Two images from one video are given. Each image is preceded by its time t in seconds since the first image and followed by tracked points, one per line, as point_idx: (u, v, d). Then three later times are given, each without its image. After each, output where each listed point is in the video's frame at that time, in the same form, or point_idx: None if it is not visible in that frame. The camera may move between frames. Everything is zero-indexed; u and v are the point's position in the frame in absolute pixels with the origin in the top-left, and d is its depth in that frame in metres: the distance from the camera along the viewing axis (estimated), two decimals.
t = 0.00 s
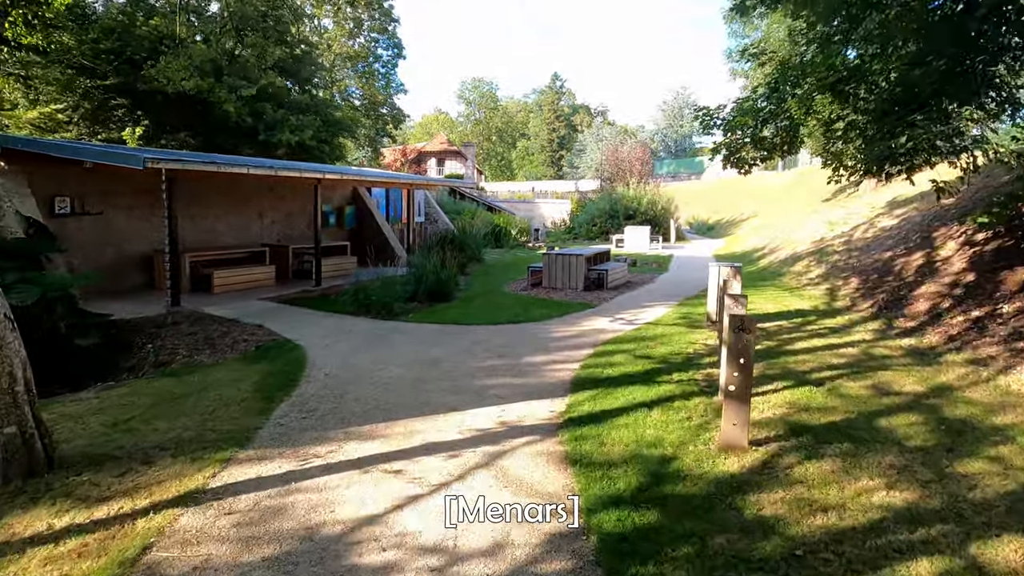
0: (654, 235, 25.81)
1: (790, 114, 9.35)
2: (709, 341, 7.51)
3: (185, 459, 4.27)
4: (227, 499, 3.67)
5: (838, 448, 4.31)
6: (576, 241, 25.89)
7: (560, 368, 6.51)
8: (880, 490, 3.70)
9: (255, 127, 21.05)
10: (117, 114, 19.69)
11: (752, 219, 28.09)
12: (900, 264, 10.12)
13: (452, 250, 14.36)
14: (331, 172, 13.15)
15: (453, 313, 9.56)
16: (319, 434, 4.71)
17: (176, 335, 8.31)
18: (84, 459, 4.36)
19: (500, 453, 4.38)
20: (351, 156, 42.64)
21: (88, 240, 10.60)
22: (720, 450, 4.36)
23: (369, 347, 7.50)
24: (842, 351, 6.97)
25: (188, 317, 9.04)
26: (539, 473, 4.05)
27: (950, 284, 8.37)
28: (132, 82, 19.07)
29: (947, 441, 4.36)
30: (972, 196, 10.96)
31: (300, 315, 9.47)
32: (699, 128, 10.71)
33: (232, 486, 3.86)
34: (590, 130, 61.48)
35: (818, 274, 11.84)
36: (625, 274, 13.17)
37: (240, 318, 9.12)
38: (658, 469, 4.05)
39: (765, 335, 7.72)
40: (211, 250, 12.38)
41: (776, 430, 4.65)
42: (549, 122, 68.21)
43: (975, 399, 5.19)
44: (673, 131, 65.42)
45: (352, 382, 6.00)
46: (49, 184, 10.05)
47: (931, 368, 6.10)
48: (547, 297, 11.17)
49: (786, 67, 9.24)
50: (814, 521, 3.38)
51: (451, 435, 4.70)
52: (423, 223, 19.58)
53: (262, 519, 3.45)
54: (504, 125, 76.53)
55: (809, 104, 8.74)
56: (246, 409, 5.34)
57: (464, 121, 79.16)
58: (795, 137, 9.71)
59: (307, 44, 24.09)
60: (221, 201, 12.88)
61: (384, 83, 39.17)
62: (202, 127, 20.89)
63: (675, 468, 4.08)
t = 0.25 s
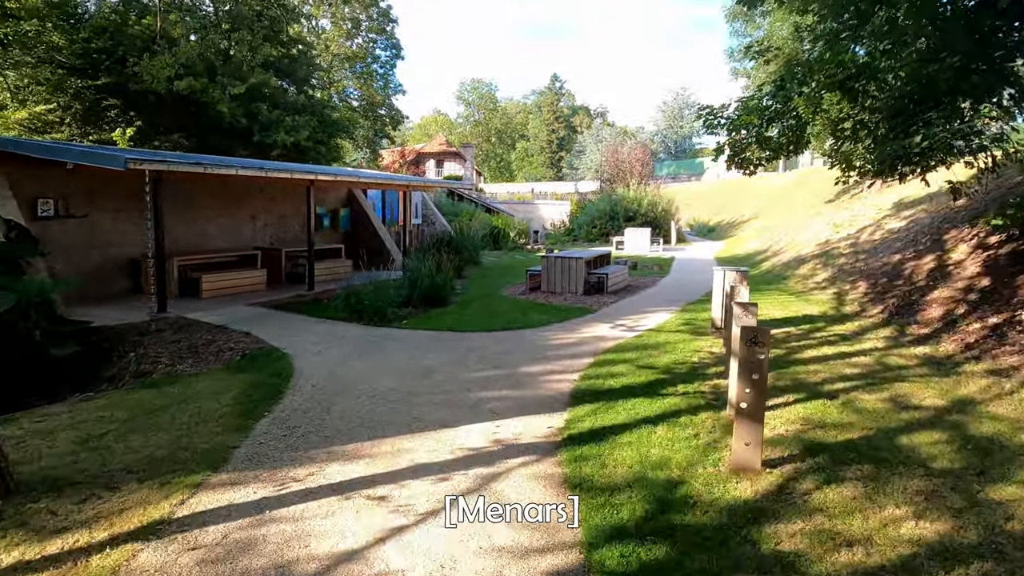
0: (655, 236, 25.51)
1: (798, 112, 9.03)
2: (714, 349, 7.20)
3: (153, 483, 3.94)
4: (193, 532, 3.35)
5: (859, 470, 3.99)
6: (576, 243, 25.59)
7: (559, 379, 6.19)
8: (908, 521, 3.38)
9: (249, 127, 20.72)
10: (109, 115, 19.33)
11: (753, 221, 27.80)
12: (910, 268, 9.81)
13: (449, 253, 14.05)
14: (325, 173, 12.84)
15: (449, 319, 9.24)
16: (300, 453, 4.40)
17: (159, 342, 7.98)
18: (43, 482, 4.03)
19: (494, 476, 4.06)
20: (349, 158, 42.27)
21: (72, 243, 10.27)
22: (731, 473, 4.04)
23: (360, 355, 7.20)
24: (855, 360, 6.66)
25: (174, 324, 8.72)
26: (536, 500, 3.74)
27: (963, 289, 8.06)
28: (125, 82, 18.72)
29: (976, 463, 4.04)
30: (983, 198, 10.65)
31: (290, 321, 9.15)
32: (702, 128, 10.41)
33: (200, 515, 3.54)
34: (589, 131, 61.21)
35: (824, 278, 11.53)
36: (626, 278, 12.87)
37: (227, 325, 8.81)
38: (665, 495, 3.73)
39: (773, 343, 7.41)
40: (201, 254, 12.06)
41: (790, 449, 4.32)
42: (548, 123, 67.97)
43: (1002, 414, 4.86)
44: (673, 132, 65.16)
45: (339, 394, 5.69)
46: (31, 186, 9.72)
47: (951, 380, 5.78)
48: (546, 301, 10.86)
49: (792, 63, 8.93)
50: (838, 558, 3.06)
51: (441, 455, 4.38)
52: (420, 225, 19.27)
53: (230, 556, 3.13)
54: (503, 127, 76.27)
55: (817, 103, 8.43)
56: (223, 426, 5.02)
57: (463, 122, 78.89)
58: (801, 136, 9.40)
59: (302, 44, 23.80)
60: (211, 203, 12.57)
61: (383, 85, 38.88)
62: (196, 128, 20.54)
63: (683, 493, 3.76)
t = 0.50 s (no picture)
0: (656, 236, 25.21)
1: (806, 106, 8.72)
2: (722, 352, 6.88)
3: (117, 500, 3.61)
4: (155, 557, 3.02)
5: (886, 484, 3.67)
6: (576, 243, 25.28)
7: (559, 384, 5.86)
8: (946, 544, 3.06)
9: (244, 125, 20.36)
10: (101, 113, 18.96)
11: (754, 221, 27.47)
12: (921, 267, 9.50)
13: (446, 252, 13.72)
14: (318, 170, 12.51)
15: (445, 320, 8.91)
16: (280, 466, 4.07)
17: (142, 345, 7.66)
18: None
19: (490, 491, 3.73)
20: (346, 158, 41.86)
21: (55, 242, 9.93)
22: (747, 488, 3.72)
23: (350, 358, 6.87)
24: (870, 363, 6.34)
25: (158, 325, 8.39)
26: (535, 520, 3.41)
27: (980, 288, 7.72)
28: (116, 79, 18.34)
29: (1014, 477, 3.72)
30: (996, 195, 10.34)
31: (280, 322, 8.82)
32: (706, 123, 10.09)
33: (164, 537, 3.21)
34: (589, 131, 60.92)
35: (831, 277, 11.21)
36: (627, 278, 12.54)
37: (214, 327, 8.48)
38: (676, 513, 3.41)
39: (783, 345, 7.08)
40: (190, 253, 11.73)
41: (809, 461, 4.01)
42: (548, 124, 67.69)
43: None
44: (672, 133, 64.90)
45: (326, 400, 5.36)
46: (12, 183, 9.39)
47: (974, 384, 5.45)
48: (546, 302, 10.54)
49: (801, 52, 8.53)
50: None
51: (433, 468, 4.05)
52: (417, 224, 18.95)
53: None
54: (502, 127, 75.98)
55: (827, 95, 8.11)
56: (201, 435, 4.69)
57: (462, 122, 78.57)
58: (809, 130, 9.05)
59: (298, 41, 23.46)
60: (201, 202, 12.24)
61: (381, 84, 38.55)
62: (189, 126, 20.16)
63: (696, 511, 3.44)
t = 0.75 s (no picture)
0: (656, 236, 24.90)
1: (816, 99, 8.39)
2: (730, 357, 6.58)
3: (79, 526, 3.30)
4: None
5: (918, 506, 3.37)
6: (576, 243, 24.97)
7: (561, 391, 5.55)
8: None
9: (238, 123, 20.03)
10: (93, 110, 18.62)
11: (756, 220, 27.15)
12: (933, 267, 9.20)
13: (443, 252, 13.41)
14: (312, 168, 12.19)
15: (441, 323, 8.60)
16: (260, 484, 3.77)
17: (125, 349, 7.35)
18: None
19: (487, 515, 3.41)
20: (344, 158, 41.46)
21: (39, 242, 9.61)
22: (767, 510, 3.42)
23: (341, 364, 6.56)
24: (886, 368, 6.03)
25: (143, 329, 8.08)
26: (536, 547, 3.10)
27: (998, 289, 7.41)
28: (107, 76, 18.01)
29: None
30: (1009, 193, 10.04)
31: (271, 325, 8.51)
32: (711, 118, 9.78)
33: (127, 569, 2.91)
34: (588, 131, 60.61)
35: (838, 278, 10.91)
36: (629, 278, 12.24)
37: (202, 330, 8.17)
38: (691, 540, 3.11)
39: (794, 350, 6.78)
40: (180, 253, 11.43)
41: (833, 479, 3.70)
42: (547, 123, 67.34)
43: None
44: (672, 132, 64.63)
45: (313, 410, 5.06)
46: None
47: (1001, 392, 5.14)
48: (546, 303, 10.24)
49: (812, 45, 8.27)
50: None
51: (425, 486, 3.75)
52: (415, 224, 18.64)
53: None
54: (501, 126, 75.62)
55: (839, 88, 7.81)
56: (178, 449, 4.39)
57: (460, 122, 78.19)
58: (817, 125, 8.77)
59: (293, 38, 23.14)
60: (192, 201, 11.93)
61: (379, 83, 38.20)
62: (183, 124, 19.84)
63: (713, 537, 3.14)
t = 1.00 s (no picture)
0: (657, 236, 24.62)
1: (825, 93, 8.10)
2: (737, 360, 6.30)
3: (31, 550, 3.00)
4: None
5: (951, 526, 3.08)
6: (575, 243, 24.69)
7: (560, 397, 5.26)
8: None
9: (233, 121, 19.72)
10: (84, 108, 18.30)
11: (758, 220, 26.86)
12: (944, 267, 8.92)
13: (440, 252, 13.12)
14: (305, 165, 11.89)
15: (436, 325, 8.31)
16: (234, 501, 3.47)
17: (106, 352, 7.05)
18: None
19: (479, 536, 3.12)
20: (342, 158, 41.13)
21: (22, 241, 9.32)
22: (786, 531, 3.14)
23: (330, 367, 6.27)
24: (902, 373, 5.74)
25: (127, 331, 7.79)
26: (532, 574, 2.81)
27: (1014, 289, 7.12)
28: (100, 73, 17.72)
29: None
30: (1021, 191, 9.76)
31: (259, 327, 8.22)
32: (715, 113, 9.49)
33: None
34: (587, 131, 60.32)
35: (845, 278, 10.63)
36: (629, 278, 11.95)
37: (188, 332, 7.87)
38: (703, 567, 2.82)
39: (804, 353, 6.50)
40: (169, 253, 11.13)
41: (855, 496, 3.41)
42: (546, 123, 67.01)
43: None
44: (671, 132, 64.37)
45: (297, 418, 4.76)
46: None
47: None
48: (544, 304, 9.95)
49: (821, 35, 7.98)
50: None
51: (412, 503, 3.45)
52: (412, 223, 18.35)
53: None
54: (500, 126, 75.31)
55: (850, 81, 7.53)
56: (150, 461, 4.09)
57: (459, 122, 77.87)
58: (826, 119, 8.49)
59: (289, 36, 22.85)
60: (182, 199, 11.64)
61: (376, 82, 37.89)
62: (177, 123, 19.54)
63: (727, 563, 2.85)
